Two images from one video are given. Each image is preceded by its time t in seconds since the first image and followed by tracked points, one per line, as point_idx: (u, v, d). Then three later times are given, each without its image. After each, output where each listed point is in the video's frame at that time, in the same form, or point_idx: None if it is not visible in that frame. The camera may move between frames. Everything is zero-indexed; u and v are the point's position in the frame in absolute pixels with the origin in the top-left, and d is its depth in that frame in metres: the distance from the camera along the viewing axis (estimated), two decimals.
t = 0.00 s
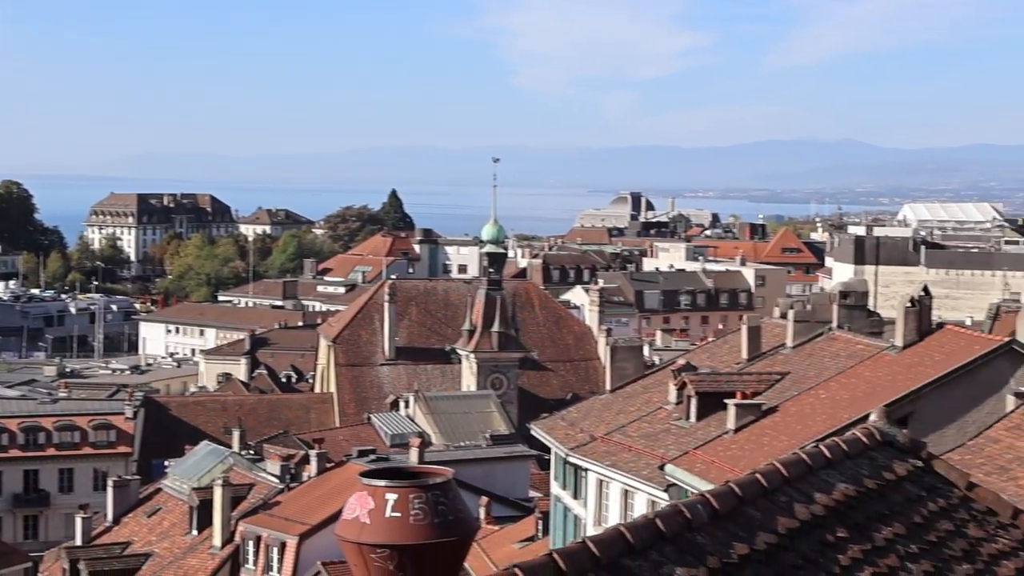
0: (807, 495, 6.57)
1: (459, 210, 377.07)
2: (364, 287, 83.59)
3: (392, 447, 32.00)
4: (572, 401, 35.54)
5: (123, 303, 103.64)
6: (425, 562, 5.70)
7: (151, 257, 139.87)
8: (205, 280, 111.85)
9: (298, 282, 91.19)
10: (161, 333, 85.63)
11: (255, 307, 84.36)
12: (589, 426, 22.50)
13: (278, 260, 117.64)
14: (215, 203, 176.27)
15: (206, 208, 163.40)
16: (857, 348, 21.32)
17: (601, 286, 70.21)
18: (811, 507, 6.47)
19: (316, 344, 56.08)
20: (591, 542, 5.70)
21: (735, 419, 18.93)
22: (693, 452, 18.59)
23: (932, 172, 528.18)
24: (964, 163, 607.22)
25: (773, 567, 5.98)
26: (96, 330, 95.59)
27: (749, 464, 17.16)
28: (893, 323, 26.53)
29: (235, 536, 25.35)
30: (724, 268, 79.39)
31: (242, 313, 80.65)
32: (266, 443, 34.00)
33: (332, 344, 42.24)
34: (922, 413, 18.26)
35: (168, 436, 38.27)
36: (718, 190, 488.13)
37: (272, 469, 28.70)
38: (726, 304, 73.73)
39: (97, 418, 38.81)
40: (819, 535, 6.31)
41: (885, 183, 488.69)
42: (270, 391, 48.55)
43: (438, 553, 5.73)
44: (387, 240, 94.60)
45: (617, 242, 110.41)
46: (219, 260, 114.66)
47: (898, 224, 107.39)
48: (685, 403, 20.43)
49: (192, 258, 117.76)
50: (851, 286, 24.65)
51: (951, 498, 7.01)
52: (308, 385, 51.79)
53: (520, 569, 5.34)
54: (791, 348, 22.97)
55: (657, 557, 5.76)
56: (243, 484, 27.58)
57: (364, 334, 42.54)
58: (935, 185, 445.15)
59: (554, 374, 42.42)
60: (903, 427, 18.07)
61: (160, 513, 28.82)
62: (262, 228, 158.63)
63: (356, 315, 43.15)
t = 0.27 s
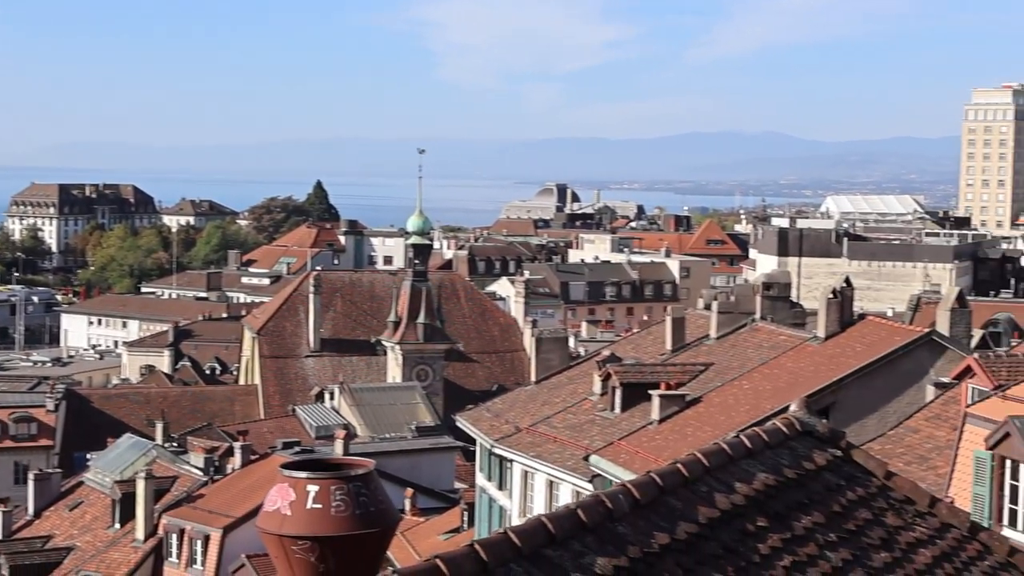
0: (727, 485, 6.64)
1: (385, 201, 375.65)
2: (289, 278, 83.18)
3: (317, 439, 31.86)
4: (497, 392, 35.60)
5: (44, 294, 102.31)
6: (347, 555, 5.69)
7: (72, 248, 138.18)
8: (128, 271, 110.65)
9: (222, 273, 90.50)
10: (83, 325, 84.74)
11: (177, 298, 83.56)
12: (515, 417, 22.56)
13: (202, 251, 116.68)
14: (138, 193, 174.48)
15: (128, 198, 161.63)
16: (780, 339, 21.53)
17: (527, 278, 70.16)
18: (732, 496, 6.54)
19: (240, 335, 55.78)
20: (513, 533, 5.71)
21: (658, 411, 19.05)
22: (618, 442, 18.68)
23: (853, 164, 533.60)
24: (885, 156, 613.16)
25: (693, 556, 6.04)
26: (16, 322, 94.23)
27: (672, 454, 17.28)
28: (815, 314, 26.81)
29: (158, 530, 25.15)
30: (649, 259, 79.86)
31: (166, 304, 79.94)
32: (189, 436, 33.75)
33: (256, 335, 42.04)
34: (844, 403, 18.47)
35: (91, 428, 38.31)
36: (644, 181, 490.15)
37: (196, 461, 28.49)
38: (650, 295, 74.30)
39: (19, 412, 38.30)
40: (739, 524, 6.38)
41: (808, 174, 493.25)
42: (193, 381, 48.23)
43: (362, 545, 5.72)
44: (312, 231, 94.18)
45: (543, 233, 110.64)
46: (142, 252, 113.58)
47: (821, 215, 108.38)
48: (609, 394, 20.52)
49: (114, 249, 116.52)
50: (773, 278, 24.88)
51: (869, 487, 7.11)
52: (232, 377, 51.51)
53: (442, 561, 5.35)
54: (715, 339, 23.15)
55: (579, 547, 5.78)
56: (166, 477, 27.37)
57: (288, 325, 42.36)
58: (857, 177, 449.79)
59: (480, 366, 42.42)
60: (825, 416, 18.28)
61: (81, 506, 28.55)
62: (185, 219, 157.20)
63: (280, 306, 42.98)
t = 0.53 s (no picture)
0: (643, 476, 6.69)
1: (303, 193, 373.50)
2: (206, 271, 82.49)
3: (235, 433, 31.63)
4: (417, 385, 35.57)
5: None
6: (262, 548, 5.67)
7: None
8: (42, 264, 109.09)
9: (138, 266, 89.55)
10: None
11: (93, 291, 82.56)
12: (434, 409, 22.57)
13: (118, 244, 115.36)
14: (51, 185, 172.04)
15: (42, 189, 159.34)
16: (698, 331, 21.71)
17: (446, 270, 70.00)
18: (647, 487, 6.60)
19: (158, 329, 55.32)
20: (429, 526, 5.71)
21: (577, 402, 19.14)
22: (537, 434, 18.74)
23: (770, 158, 538.52)
24: (802, 149, 619.30)
25: (608, 546, 6.09)
26: None
27: (591, 446, 17.37)
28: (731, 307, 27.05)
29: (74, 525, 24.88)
30: (568, 251, 80.12)
31: (81, 297, 78.93)
32: (105, 430, 33.40)
33: (173, 329, 41.71)
34: (760, 394, 18.68)
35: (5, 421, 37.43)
36: (563, 174, 491.07)
37: (112, 456, 28.13)
38: (569, 288, 74.57)
39: None
40: (654, 515, 6.44)
41: (726, 167, 497.11)
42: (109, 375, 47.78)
43: (277, 537, 5.71)
44: (229, 223, 93.42)
45: (462, 226, 110.60)
46: (56, 244, 112.12)
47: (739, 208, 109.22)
48: (528, 386, 20.58)
49: (28, 241, 114.88)
50: (691, 270, 25.09)
51: (784, 476, 7.20)
52: (149, 370, 51.06)
53: (357, 552, 5.35)
54: (633, 332, 23.30)
55: (496, 539, 5.82)
56: (81, 472, 27.04)
57: (206, 318, 42.05)
58: (773, 171, 453.95)
59: (399, 359, 42.33)
60: (742, 408, 18.46)
61: None
62: (101, 211, 155.26)
63: (197, 299, 42.68)
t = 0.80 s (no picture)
0: (561, 468, 6.74)
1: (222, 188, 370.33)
2: (124, 267, 81.56)
3: (153, 430, 31.35)
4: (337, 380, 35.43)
5: None
6: (176, 546, 5.64)
7: None
8: None
9: (54, 262, 88.33)
10: None
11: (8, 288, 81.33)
12: (353, 405, 22.51)
13: (33, 240, 113.70)
14: None
15: None
16: (617, 324, 21.82)
17: (366, 265, 69.70)
18: (565, 480, 6.64)
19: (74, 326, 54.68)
20: (347, 520, 5.70)
21: (497, 396, 19.18)
22: (457, 429, 18.77)
23: (689, 151, 542.14)
24: (720, 143, 623.73)
25: (526, 540, 6.11)
26: None
27: (510, 439, 17.43)
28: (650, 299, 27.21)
29: None
30: (488, 245, 80.11)
31: None
32: (20, 428, 32.95)
33: (89, 326, 41.23)
34: (679, 386, 18.82)
35: None
36: (484, 169, 490.98)
37: (27, 455, 27.70)
38: (489, 282, 74.62)
39: None
40: (572, 507, 6.48)
41: (645, 161, 499.74)
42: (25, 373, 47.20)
43: (193, 533, 5.68)
44: (147, 219, 92.37)
45: (382, 220, 110.25)
46: None
47: (658, 201, 109.89)
48: (448, 380, 20.60)
49: None
50: (609, 264, 25.22)
51: (701, 467, 7.27)
52: (64, 367, 50.47)
53: (272, 548, 5.33)
54: (552, 325, 23.38)
55: (412, 534, 5.83)
56: None
57: (123, 315, 41.61)
58: (691, 164, 456.73)
59: (319, 354, 42.12)
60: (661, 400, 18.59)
61: None
62: (15, 207, 152.85)
63: (114, 296, 42.23)
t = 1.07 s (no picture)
0: (477, 462, 6.76)
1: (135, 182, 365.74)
2: (35, 263, 80.36)
3: (66, 428, 30.97)
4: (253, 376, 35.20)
5: None
6: (89, 544, 5.59)
7: None
8: None
9: None
10: None
11: None
12: (271, 401, 22.37)
13: None
14: None
15: None
16: (535, 318, 21.87)
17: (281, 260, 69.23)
18: (481, 474, 6.67)
19: None
20: (261, 517, 5.67)
21: (415, 391, 19.17)
22: (375, 424, 18.74)
23: (605, 146, 544.29)
24: (636, 138, 626.67)
25: (443, 534, 6.13)
26: None
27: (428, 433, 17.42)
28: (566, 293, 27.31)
29: None
30: (405, 240, 79.91)
31: None
32: None
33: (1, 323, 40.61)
34: (596, 379, 18.91)
35: None
36: (401, 164, 489.53)
37: None
38: (407, 276, 74.49)
39: None
40: (489, 501, 6.51)
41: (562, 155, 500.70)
42: None
43: (104, 530, 5.64)
44: (58, 214, 91.05)
45: (298, 215, 109.57)
46: None
47: (574, 196, 110.21)
48: (365, 376, 20.54)
49: None
50: (527, 258, 25.28)
51: (616, 460, 7.33)
52: None
53: (186, 544, 5.30)
54: (470, 319, 23.40)
55: (329, 530, 5.83)
56: None
57: (35, 311, 41.02)
58: (608, 159, 458.53)
59: (235, 350, 41.83)
60: (578, 394, 18.67)
61: None
62: None
63: (27, 292, 41.63)
